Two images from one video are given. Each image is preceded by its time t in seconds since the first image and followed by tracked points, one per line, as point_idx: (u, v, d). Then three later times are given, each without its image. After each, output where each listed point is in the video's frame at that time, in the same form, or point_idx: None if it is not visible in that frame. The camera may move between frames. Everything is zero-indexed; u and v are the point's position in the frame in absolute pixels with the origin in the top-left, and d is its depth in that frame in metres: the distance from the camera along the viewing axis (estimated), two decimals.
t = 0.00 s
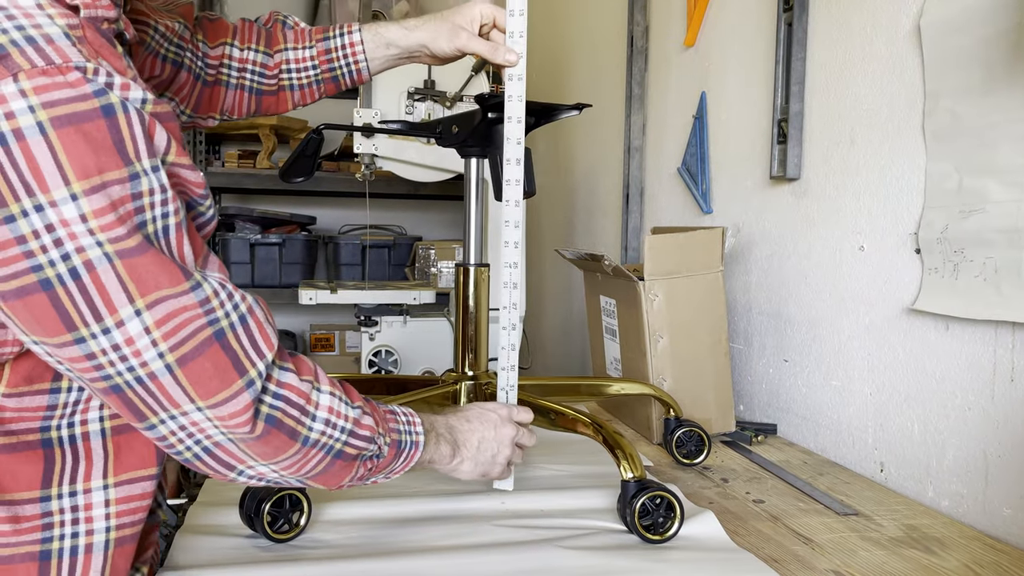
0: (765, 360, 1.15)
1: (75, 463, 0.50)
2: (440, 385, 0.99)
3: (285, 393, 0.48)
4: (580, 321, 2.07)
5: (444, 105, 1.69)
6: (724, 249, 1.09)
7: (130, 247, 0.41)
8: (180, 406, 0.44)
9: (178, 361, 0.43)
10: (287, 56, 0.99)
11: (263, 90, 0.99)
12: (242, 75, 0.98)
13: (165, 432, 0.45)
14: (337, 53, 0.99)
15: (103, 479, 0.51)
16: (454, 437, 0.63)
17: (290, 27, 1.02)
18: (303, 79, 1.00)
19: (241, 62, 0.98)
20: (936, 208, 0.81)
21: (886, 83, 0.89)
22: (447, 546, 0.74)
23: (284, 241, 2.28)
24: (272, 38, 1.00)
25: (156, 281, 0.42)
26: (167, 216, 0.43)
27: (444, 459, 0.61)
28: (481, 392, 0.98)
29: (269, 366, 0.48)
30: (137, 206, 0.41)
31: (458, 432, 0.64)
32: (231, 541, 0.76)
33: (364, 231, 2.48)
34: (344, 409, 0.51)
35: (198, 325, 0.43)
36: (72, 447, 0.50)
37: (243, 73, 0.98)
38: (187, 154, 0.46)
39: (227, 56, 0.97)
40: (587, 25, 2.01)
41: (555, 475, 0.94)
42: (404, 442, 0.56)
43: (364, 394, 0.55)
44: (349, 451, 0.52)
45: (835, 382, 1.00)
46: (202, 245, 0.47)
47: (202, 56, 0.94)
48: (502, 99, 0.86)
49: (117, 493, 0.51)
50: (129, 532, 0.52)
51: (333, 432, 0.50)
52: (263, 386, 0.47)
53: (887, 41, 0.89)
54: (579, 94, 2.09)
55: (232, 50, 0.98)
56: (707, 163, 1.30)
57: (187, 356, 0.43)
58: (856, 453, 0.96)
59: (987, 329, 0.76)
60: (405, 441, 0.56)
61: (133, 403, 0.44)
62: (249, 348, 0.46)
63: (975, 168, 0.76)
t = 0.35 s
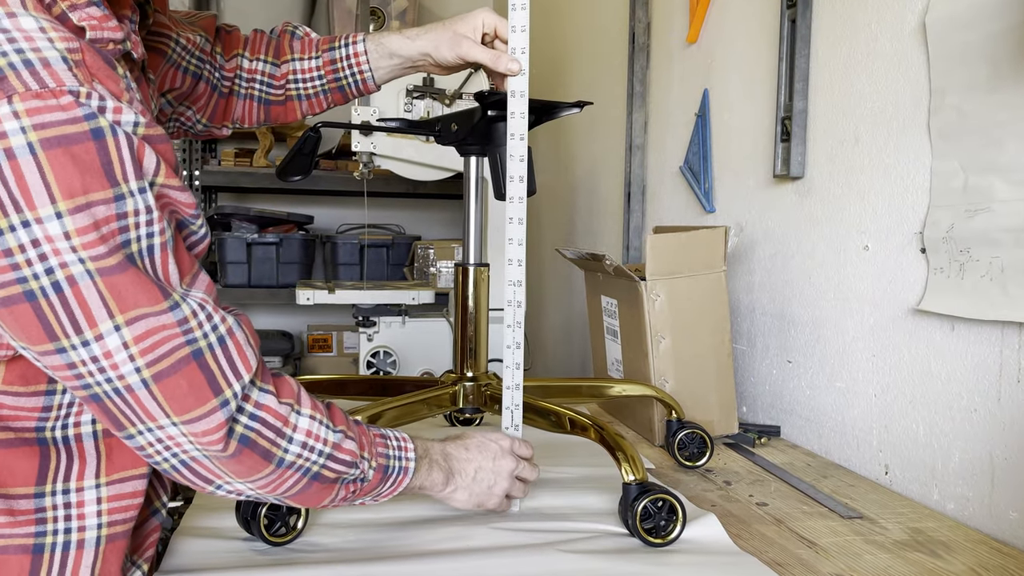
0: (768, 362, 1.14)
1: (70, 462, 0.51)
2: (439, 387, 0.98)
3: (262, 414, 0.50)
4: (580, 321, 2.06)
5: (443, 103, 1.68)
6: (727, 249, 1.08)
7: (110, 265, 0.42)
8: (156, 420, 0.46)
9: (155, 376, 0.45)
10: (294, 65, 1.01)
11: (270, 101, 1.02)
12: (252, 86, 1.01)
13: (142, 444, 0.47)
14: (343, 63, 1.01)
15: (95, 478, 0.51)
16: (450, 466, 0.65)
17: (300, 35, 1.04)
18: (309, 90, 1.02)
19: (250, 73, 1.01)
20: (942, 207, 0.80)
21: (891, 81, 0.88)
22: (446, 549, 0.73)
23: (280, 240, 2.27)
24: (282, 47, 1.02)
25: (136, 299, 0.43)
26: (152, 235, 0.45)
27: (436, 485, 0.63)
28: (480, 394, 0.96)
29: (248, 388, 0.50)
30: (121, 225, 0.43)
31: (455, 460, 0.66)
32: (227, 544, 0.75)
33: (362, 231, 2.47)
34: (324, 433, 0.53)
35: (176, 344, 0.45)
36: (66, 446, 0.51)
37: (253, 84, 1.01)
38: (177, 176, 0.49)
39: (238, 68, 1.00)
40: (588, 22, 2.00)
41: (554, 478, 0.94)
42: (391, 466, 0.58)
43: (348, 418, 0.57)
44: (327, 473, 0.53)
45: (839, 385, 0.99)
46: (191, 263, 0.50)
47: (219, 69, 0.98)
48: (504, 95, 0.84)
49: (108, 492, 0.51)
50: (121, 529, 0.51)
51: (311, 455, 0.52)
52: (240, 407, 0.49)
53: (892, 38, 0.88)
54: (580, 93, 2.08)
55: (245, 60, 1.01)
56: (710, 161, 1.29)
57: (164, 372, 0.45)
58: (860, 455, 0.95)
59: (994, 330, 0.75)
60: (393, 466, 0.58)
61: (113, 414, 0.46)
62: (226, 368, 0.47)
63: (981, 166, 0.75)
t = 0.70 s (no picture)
0: (771, 362, 1.13)
1: (47, 470, 0.50)
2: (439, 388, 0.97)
3: (229, 435, 0.49)
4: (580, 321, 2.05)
5: (442, 101, 1.67)
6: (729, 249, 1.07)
7: (75, 280, 0.41)
8: (121, 437, 0.45)
9: (119, 394, 0.44)
10: (280, 64, 1.00)
11: (258, 102, 1.01)
12: (239, 86, 1.00)
13: (108, 459, 0.46)
14: (329, 61, 0.99)
15: (73, 486, 0.50)
16: (429, 475, 0.64)
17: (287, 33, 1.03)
18: (296, 90, 1.01)
19: (236, 73, 1.00)
20: (947, 206, 0.79)
21: (896, 79, 0.87)
22: (445, 552, 0.72)
23: (279, 239, 2.26)
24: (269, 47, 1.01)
25: (101, 315, 0.42)
26: (120, 250, 0.43)
27: (416, 496, 0.62)
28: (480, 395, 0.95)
29: (216, 406, 0.48)
30: (88, 240, 0.42)
31: (434, 468, 0.65)
32: (223, 547, 0.74)
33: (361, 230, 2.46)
34: (293, 452, 0.52)
35: (142, 362, 0.44)
36: (45, 454, 0.50)
37: (240, 84, 1.00)
38: (152, 190, 0.47)
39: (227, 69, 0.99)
40: (589, 21, 1.99)
41: (554, 481, 0.93)
42: (367, 481, 0.57)
43: (323, 435, 0.56)
44: (296, 492, 0.52)
45: (842, 387, 0.98)
46: (165, 276, 0.48)
47: (210, 71, 0.97)
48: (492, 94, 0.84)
49: (87, 499, 0.50)
50: (101, 536, 0.50)
51: (280, 475, 0.51)
52: (207, 426, 0.48)
53: (897, 35, 0.87)
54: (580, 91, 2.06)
55: (232, 61, 1.00)
56: (712, 160, 1.28)
57: (128, 391, 0.44)
58: (864, 458, 0.94)
59: (1000, 330, 0.74)
60: (368, 479, 0.57)
61: (78, 429, 0.45)
62: (193, 388, 0.46)
63: (987, 165, 0.74)
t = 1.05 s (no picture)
0: (774, 364, 1.12)
1: (24, 473, 0.50)
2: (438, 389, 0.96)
3: (221, 429, 0.48)
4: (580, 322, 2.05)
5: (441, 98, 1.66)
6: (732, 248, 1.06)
7: (48, 280, 0.40)
8: (107, 437, 0.44)
9: (102, 393, 0.43)
10: (269, 63, 0.99)
11: (245, 101, 1.00)
12: (227, 86, 0.99)
13: (97, 459, 0.45)
14: (319, 61, 0.98)
15: (51, 491, 0.49)
16: (430, 479, 0.63)
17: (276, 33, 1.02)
18: (284, 90, 1.00)
19: (224, 72, 0.99)
20: (952, 205, 0.78)
21: (901, 77, 0.86)
22: (443, 556, 0.71)
23: (276, 238, 2.26)
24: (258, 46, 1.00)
25: (77, 314, 0.41)
26: (95, 248, 0.42)
27: (415, 500, 0.61)
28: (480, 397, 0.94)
29: (206, 402, 0.48)
30: (61, 240, 0.41)
31: (434, 472, 0.64)
32: (218, 550, 0.73)
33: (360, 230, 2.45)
34: (289, 448, 0.51)
35: (124, 359, 0.43)
36: (21, 458, 0.50)
37: (228, 83, 0.99)
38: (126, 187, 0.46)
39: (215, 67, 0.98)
40: (589, 19, 1.98)
41: (554, 483, 0.92)
42: (365, 481, 0.56)
43: (319, 432, 0.55)
44: (293, 490, 0.51)
45: (846, 387, 0.97)
46: (145, 274, 0.47)
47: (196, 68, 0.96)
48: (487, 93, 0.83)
49: (64, 505, 0.49)
50: (79, 543, 0.49)
51: (275, 471, 0.50)
52: (197, 421, 0.47)
53: (901, 32, 0.86)
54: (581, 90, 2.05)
55: (221, 59, 0.99)
56: (715, 158, 1.27)
57: (110, 389, 0.43)
58: (868, 460, 0.93)
59: (1006, 331, 0.73)
60: (367, 480, 0.56)
61: (63, 430, 0.44)
62: (179, 383, 0.45)
63: (992, 164, 0.73)
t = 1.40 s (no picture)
0: (777, 365, 1.11)
1: None
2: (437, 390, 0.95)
3: (148, 460, 0.45)
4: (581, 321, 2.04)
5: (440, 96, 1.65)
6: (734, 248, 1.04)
7: None
8: (35, 456, 0.42)
9: (31, 412, 0.41)
10: (263, 62, 0.98)
11: (240, 100, 0.99)
12: (221, 85, 0.98)
13: (25, 477, 0.43)
14: (315, 60, 0.97)
15: (24, 495, 0.48)
16: (399, 472, 0.58)
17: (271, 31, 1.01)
18: (279, 89, 0.99)
19: (219, 71, 0.98)
20: (957, 204, 0.77)
21: (905, 74, 0.85)
22: (442, 559, 0.70)
23: (274, 237, 2.25)
24: (252, 45, 0.99)
25: (12, 329, 0.40)
26: (41, 257, 0.41)
27: (380, 496, 0.56)
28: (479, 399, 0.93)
29: (136, 431, 0.45)
30: (6, 245, 0.40)
31: (405, 465, 0.59)
32: (214, 554, 0.72)
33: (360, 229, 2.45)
34: (219, 471, 0.48)
35: (57, 382, 0.41)
36: None
37: (222, 82, 0.98)
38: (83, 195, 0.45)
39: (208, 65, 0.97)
40: (590, 17, 1.97)
41: (556, 485, 0.91)
42: (317, 486, 0.52)
43: (262, 442, 0.51)
44: (226, 510, 0.48)
45: (850, 389, 0.96)
46: (98, 287, 0.45)
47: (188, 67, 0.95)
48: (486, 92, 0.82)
49: (38, 507, 0.48)
50: (56, 544, 0.49)
51: (203, 494, 0.47)
52: (122, 452, 0.44)
53: (906, 29, 0.85)
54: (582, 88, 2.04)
55: (215, 58, 0.98)
56: (717, 156, 1.26)
57: (40, 410, 0.41)
58: (872, 462, 0.92)
59: (1013, 331, 0.72)
60: (319, 485, 0.52)
61: None
62: (111, 413, 0.43)
63: (998, 162, 0.72)
